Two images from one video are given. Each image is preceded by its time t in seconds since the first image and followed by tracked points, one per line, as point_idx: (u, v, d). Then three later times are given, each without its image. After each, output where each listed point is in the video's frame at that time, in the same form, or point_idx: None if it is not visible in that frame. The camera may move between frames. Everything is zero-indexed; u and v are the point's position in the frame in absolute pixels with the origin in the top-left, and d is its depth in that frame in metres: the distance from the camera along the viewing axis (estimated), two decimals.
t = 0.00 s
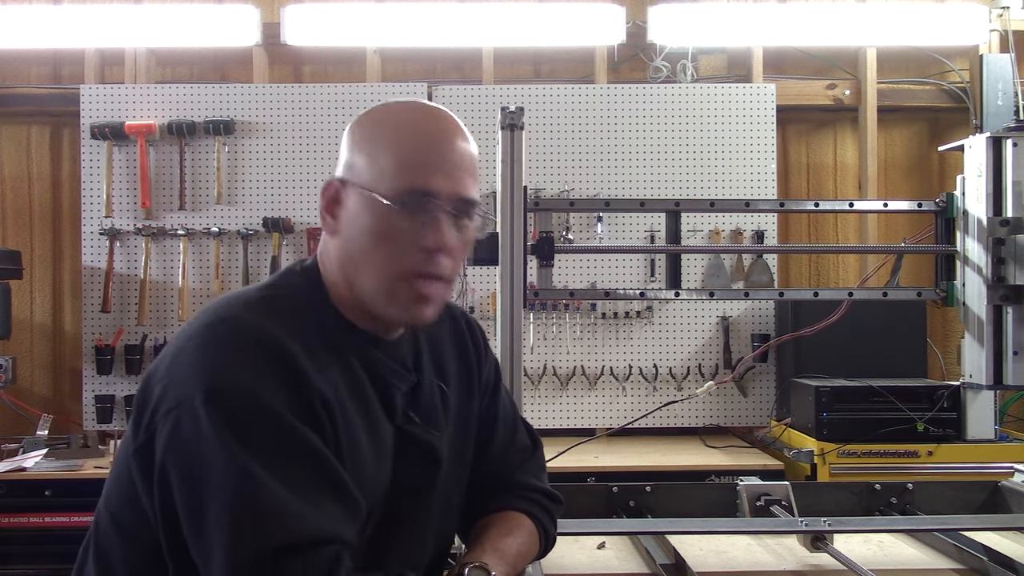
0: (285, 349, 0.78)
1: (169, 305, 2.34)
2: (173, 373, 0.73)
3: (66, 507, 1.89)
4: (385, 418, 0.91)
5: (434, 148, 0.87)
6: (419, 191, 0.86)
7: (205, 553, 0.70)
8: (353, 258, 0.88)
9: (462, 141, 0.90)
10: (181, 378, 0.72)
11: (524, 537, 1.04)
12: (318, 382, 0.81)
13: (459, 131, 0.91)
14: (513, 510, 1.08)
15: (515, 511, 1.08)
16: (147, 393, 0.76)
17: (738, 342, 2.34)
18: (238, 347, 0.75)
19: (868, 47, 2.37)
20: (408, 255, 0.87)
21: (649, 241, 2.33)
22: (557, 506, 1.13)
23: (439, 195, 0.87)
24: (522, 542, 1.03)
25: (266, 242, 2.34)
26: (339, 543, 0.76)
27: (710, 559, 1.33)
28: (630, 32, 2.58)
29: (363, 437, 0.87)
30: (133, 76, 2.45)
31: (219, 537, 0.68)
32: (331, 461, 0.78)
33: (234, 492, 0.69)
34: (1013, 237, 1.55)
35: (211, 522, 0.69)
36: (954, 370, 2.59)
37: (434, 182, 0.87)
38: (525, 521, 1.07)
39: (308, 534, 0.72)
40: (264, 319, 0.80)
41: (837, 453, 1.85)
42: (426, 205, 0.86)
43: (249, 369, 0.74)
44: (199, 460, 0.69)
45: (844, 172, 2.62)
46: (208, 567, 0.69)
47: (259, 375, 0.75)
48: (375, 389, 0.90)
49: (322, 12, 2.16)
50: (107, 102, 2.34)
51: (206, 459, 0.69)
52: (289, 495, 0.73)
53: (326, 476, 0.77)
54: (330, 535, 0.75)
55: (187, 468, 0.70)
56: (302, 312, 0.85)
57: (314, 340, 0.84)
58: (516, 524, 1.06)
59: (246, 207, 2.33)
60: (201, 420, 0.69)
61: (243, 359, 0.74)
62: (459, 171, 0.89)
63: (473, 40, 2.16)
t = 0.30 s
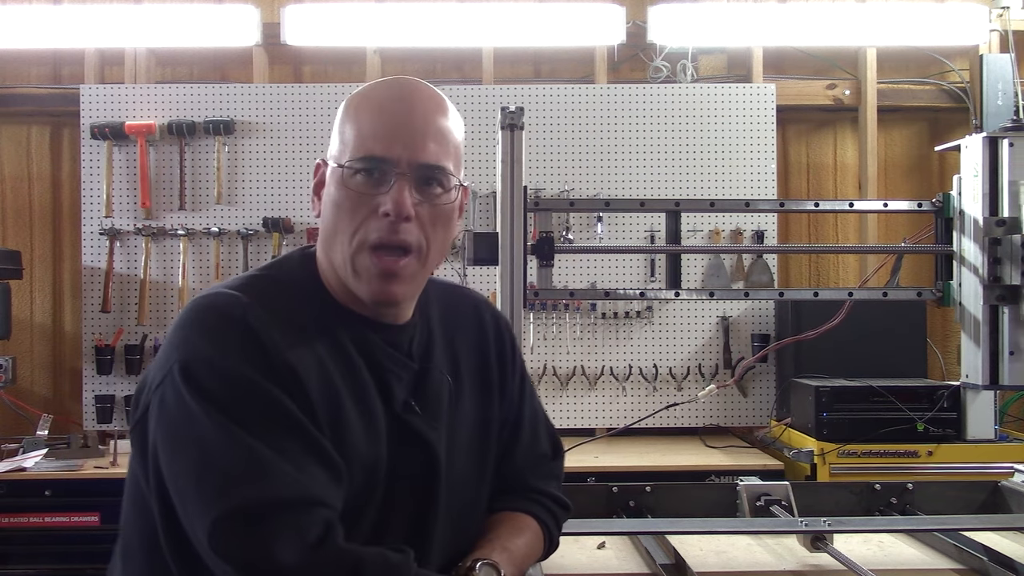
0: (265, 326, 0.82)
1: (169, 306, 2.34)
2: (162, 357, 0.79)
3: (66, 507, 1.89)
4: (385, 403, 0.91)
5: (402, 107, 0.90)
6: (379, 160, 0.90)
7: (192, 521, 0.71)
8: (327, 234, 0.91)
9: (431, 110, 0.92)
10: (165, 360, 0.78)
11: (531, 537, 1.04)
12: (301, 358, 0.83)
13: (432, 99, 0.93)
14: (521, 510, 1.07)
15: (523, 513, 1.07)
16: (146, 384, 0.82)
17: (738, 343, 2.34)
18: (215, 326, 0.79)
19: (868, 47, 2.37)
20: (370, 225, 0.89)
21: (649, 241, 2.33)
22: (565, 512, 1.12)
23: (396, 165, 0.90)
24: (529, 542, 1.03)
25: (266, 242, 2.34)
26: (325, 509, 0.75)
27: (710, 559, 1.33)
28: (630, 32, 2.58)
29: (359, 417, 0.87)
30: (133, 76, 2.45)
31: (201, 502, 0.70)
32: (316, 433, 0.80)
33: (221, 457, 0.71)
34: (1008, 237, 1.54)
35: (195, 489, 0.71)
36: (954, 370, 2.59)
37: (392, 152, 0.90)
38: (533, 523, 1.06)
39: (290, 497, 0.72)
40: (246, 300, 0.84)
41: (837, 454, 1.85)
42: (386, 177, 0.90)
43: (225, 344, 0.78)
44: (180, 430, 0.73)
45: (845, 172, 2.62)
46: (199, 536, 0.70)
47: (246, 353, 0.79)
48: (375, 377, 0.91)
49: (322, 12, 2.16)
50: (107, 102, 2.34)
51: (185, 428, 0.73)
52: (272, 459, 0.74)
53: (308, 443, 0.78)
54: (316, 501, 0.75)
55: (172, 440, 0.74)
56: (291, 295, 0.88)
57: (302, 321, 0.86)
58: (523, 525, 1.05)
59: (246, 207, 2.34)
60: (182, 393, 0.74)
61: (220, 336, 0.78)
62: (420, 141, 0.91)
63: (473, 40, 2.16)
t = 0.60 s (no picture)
0: (265, 335, 0.82)
1: (169, 306, 2.34)
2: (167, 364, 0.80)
3: (66, 507, 1.89)
4: (393, 410, 0.92)
5: (410, 112, 0.89)
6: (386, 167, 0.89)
7: (193, 527, 0.72)
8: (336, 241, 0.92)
9: (441, 115, 0.92)
10: (169, 368, 0.78)
11: (537, 538, 1.04)
12: (300, 367, 0.83)
13: (443, 104, 0.93)
14: (527, 514, 1.07)
15: (529, 515, 1.07)
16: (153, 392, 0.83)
17: (738, 342, 2.34)
18: (218, 335, 0.79)
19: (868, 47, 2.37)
20: (376, 234, 0.90)
21: (649, 242, 2.33)
22: (572, 520, 1.12)
23: (403, 172, 0.90)
24: (534, 544, 1.03)
25: (266, 242, 2.34)
26: (324, 517, 0.76)
27: (710, 559, 1.33)
28: (630, 32, 2.58)
29: (362, 425, 0.88)
30: (133, 76, 2.45)
31: (200, 509, 0.71)
32: (315, 440, 0.80)
33: (223, 462, 0.72)
34: (1004, 237, 1.55)
35: (195, 496, 0.72)
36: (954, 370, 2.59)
37: (399, 158, 0.89)
38: (539, 525, 1.06)
39: (288, 506, 0.73)
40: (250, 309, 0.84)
41: (837, 454, 1.85)
42: (393, 184, 0.90)
43: (227, 353, 0.78)
44: (182, 437, 0.74)
45: (845, 172, 2.62)
46: (200, 541, 0.71)
47: (251, 361, 0.79)
48: (382, 384, 0.91)
49: (322, 12, 2.16)
50: (107, 102, 2.34)
51: (185, 436, 0.74)
52: (271, 468, 0.74)
53: (307, 451, 0.78)
54: (314, 509, 0.75)
55: (174, 447, 0.74)
56: (296, 302, 0.88)
57: (306, 330, 0.86)
58: (529, 527, 1.05)
59: (246, 207, 2.34)
60: (183, 400, 0.75)
61: (222, 344, 0.79)
62: (428, 147, 0.90)
63: (473, 40, 2.16)
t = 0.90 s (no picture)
0: (267, 334, 0.82)
1: (169, 306, 2.34)
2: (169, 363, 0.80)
3: (66, 507, 1.89)
4: (395, 408, 0.92)
5: (412, 111, 0.89)
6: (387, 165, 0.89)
7: (194, 525, 0.73)
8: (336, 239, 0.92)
9: (443, 114, 0.92)
10: (170, 367, 0.79)
11: (537, 538, 1.04)
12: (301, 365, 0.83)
13: (445, 104, 0.93)
14: (527, 513, 1.07)
15: (528, 514, 1.07)
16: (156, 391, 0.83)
17: (738, 342, 2.34)
18: (219, 334, 0.80)
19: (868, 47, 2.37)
20: (377, 232, 0.89)
21: (649, 242, 2.33)
22: (572, 520, 1.12)
23: (404, 170, 0.90)
24: (534, 545, 1.03)
25: (266, 242, 2.34)
26: (324, 515, 0.76)
27: (710, 558, 1.33)
28: (630, 32, 2.58)
29: (362, 423, 0.88)
30: (133, 76, 2.45)
31: (200, 506, 0.71)
32: (316, 438, 0.80)
33: (223, 459, 0.72)
34: (1000, 237, 1.55)
35: (195, 493, 0.72)
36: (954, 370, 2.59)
37: (401, 157, 0.89)
38: (539, 525, 1.06)
39: (288, 503, 0.73)
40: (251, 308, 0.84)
41: (837, 453, 1.85)
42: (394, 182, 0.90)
43: (228, 351, 0.78)
44: (182, 434, 0.74)
45: (844, 172, 2.62)
46: (200, 538, 0.71)
47: (251, 359, 0.80)
48: (384, 382, 0.91)
49: (322, 12, 2.16)
50: (106, 102, 2.34)
51: (186, 434, 0.74)
52: (270, 465, 0.74)
53: (307, 449, 0.78)
54: (314, 506, 0.75)
55: (174, 445, 0.75)
56: (297, 302, 0.88)
57: (307, 328, 0.86)
58: (529, 527, 1.05)
59: (246, 207, 2.34)
60: (183, 398, 0.75)
61: (222, 343, 0.79)
62: (428, 146, 0.90)
63: (473, 40, 2.16)
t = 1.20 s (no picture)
0: (267, 336, 0.82)
1: (168, 306, 2.34)
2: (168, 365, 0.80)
3: (66, 507, 1.89)
4: (395, 409, 0.92)
5: (413, 112, 0.89)
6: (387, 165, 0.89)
7: (195, 526, 0.73)
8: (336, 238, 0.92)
9: (444, 116, 0.92)
10: (171, 369, 0.79)
11: (537, 538, 1.04)
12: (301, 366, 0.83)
13: (447, 106, 0.93)
14: (527, 513, 1.07)
15: (529, 515, 1.07)
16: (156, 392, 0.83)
17: (738, 342, 2.34)
18: (219, 335, 0.79)
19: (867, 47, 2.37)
20: (376, 231, 0.89)
21: (649, 241, 2.33)
22: (572, 520, 1.12)
23: (404, 170, 0.90)
24: (534, 545, 1.03)
25: (266, 242, 2.34)
26: (324, 517, 0.76)
27: (710, 559, 1.33)
28: (630, 32, 2.58)
29: (363, 423, 0.88)
30: (133, 76, 2.45)
31: (200, 507, 0.71)
32: (317, 440, 0.80)
33: (223, 461, 0.72)
34: (996, 238, 1.55)
35: (195, 495, 0.72)
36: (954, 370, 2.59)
37: (401, 157, 0.89)
38: (539, 525, 1.06)
39: (288, 504, 0.73)
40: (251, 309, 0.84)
41: (837, 453, 1.85)
42: (394, 182, 0.90)
43: (228, 353, 0.78)
44: (182, 436, 0.74)
45: (844, 172, 2.62)
46: (200, 540, 0.71)
47: (252, 361, 0.80)
48: (384, 383, 0.91)
49: (322, 12, 2.16)
50: (106, 102, 2.34)
51: (187, 436, 0.74)
52: (270, 467, 0.74)
53: (307, 451, 0.78)
54: (314, 507, 0.75)
55: (174, 447, 0.75)
56: (297, 303, 0.88)
57: (307, 329, 0.86)
58: (529, 527, 1.05)
59: (246, 207, 2.34)
60: (183, 400, 0.75)
61: (222, 345, 0.79)
62: (429, 147, 0.90)
63: (473, 40, 2.16)
